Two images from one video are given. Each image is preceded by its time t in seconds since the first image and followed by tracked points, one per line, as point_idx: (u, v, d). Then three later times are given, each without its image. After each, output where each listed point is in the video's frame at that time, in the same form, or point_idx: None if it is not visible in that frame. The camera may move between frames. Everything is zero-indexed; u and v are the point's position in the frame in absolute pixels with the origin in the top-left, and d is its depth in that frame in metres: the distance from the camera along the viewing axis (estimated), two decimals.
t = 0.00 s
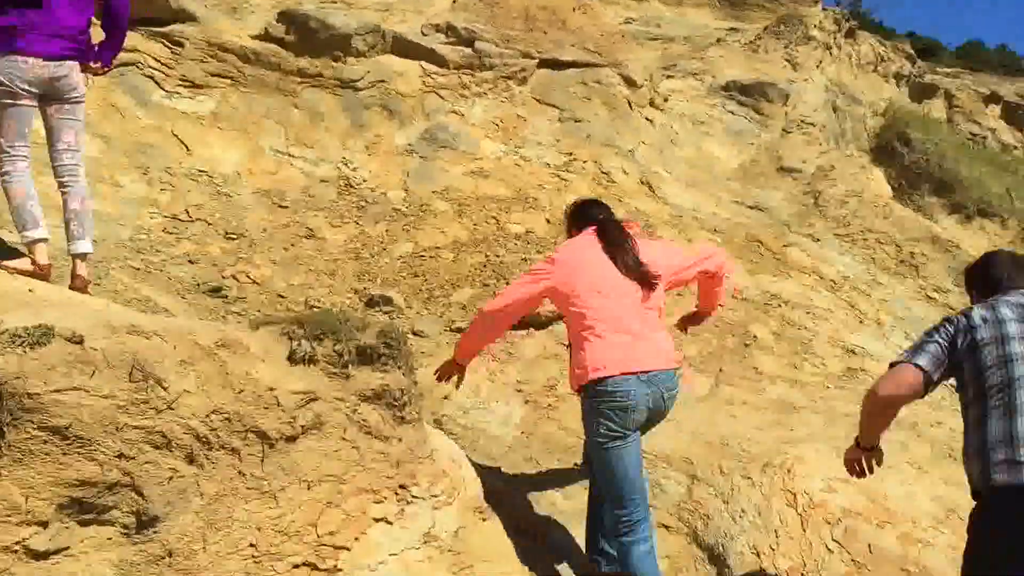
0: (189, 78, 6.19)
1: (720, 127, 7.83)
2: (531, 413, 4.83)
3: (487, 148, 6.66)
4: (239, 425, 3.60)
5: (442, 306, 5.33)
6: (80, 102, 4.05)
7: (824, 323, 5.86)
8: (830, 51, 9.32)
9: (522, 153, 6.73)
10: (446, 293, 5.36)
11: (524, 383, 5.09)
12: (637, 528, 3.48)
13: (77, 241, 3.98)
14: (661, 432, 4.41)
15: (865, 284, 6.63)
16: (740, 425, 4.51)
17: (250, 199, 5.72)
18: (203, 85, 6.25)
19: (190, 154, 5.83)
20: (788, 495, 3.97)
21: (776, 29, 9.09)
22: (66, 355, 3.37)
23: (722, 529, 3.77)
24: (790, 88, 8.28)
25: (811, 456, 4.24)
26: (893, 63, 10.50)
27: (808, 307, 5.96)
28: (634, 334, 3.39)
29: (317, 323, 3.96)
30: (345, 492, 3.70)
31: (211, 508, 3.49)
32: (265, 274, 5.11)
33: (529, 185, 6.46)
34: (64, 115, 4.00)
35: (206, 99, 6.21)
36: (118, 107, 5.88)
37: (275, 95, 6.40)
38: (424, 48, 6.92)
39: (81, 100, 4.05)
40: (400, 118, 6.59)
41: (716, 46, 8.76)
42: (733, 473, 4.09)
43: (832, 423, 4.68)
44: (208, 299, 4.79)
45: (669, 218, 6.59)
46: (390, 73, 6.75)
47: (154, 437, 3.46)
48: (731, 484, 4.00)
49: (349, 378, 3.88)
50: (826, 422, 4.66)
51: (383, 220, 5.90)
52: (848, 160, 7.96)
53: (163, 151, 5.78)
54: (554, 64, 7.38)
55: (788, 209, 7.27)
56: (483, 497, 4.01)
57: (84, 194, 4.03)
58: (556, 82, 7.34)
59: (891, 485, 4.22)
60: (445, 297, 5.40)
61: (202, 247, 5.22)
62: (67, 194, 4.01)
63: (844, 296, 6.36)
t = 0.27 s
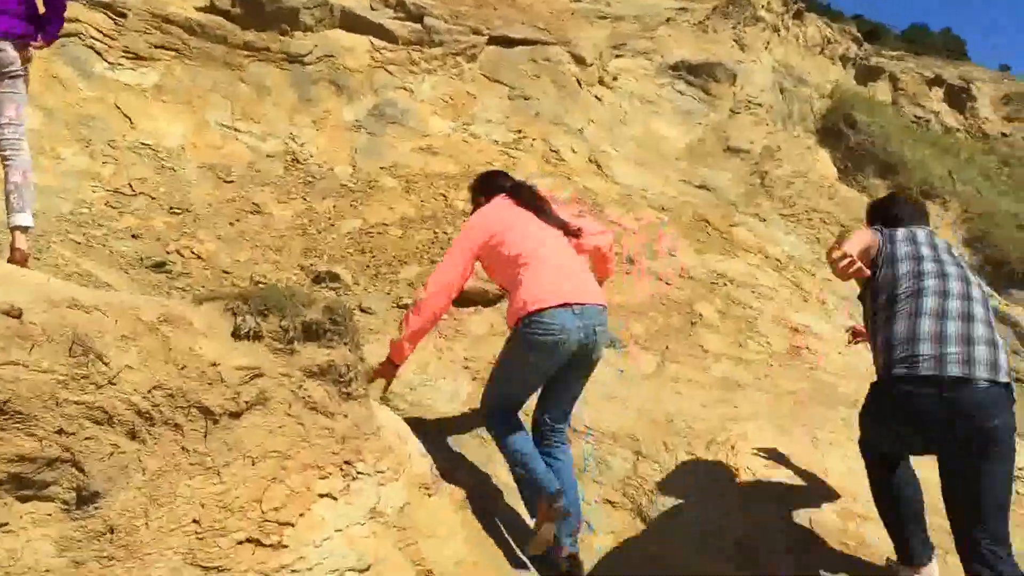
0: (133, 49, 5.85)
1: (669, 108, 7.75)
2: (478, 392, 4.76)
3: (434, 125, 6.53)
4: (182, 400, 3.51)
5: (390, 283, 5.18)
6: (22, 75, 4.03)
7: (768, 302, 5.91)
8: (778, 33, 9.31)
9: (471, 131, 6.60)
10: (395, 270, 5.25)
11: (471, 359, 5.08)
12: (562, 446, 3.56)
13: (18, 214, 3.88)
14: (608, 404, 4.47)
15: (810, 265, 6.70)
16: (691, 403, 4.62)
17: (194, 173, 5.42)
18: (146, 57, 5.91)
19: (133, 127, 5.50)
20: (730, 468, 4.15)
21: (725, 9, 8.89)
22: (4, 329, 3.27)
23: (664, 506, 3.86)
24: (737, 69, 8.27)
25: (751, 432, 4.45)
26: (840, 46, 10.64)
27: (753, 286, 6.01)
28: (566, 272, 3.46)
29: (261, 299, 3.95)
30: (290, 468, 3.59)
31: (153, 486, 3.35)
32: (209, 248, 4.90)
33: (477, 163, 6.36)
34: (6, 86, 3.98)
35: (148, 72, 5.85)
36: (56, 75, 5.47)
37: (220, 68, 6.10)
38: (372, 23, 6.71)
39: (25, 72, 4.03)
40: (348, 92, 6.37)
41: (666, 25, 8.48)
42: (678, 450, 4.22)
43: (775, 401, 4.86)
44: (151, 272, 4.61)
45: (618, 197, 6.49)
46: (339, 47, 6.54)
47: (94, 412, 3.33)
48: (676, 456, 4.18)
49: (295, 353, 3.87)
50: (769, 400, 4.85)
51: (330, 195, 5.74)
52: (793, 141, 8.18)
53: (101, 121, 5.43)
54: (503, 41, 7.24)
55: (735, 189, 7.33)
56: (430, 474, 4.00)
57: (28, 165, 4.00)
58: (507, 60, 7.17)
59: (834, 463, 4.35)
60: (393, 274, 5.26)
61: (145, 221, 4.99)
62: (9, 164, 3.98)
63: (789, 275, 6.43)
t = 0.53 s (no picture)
0: (104, 37, 5.62)
1: (639, 96, 7.76)
2: (445, 378, 4.71)
3: (404, 113, 6.50)
4: (151, 387, 3.53)
5: (358, 271, 5.37)
6: None
7: (736, 290, 5.94)
8: (746, 21, 9.27)
9: (441, 119, 6.59)
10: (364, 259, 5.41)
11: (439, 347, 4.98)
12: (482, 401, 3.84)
13: None
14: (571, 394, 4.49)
15: (779, 254, 6.73)
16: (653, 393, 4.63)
17: (166, 161, 5.34)
18: (118, 44, 5.69)
19: (104, 115, 5.34)
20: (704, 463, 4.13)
21: None
22: None
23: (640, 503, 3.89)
24: (706, 57, 8.24)
25: (724, 427, 4.42)
26: (810, 35, 10.69)
27: (718, 274, 6.02)
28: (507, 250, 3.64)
29: (231, 287, 3.95)
30: (257, 456, 3.57)
31: (121, 472, 3.33)
32: (180, 237, 4.91)
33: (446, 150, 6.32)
34: None
35: (120, 60, 5.64)
36: (31, 64, 5.26)
37: (192, 56, 5.89)
38: (342, 11, 6.62)
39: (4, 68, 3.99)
40: (318, 81, 6.30)
41: (636, 14, 8.49)
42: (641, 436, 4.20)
43: (745, 390, 4.84)
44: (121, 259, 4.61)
45: (586, 184, 6.53)
46: (309, 35, 6.40)
47: (64, 399, 3.36)
48: (649, 450, 4.16)
49: (264, 341, 3.86)
50: (739, 389, 4.84)
51: (300, 183, 5.75)
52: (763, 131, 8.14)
53: (75, 109, 5.26)
54: (474, 30, 7.21)
55: (705, 178, 7.39)
56: (398, 460, 3.96)
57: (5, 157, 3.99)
58: (477, 48, 7.15)
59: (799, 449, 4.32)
60: (361, 262, 5.46)
61: (115, 209, 4.91)
62: None
63: (757, 264, 6.42)
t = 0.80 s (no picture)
0: (99, 36, 5.64)
1: (630, 94, 7.81)
2: (437, 378, 4.68)
3: (396, 112, 6.50)
4: (143, 385, 3.54)
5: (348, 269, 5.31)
6: None
7: (728, 288, 5.83)
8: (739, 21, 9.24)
9: (433, 118, 6.59)
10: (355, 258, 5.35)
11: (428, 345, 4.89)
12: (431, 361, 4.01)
13: None
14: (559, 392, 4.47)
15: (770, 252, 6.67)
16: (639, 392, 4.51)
17: (159, 159, 5.36)
18: (112, 43, 5.71)
19: (99, 113, 5.35)
20: (692, 460, 4.00)
21: None
22: None
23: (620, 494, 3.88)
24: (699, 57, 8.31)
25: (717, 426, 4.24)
26: (801, 34, 10.65)
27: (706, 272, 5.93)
28: (440, 210, 3.89)
29: (224, 285, 3.94)
30: (249, 454, 3.57)
31: (114, 470, 3.34)
32: (173, 235, 4.91)
33: (437, 148, 6.30)
34: None
35: (115, 58, 5.68)
36: (26, 63, 5.24)
37: (185, 55, 5.94)
38: (335, 10, 6.65)
39: None
40: (310, 80, 6.33)
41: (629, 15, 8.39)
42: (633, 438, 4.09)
43: (738, 387, 4.68)
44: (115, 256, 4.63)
45: (578, 183, 6.50)
46: (304, 35, 6.45)
47: (57, 397, 3.37)
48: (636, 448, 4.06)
49: (256, 339, 3.86)
50: (732, 386, 4.68)
51: (292, 181, 5.78)
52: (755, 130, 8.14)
53: (71, 108, 5.26)
54: (465, 29, 7.26)
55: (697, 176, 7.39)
56: (389, 459, 3.92)
57: None
58: (470, 48, 7.17)
59: (791, 449, 4.14)
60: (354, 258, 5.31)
61: (109, 206, 4.92)
62: None
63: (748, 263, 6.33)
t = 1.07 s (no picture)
0: (113, 46, 5.71)
1: (643, 103, 8.00)
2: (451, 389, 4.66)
3: (410, 121, 6.50)
4: (157, 394, 3.49)
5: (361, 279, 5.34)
6: None
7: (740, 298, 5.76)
8: (752, 29, 9.71)
9: (446, 127, 6.60)
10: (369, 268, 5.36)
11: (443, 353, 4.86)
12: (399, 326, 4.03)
13: None
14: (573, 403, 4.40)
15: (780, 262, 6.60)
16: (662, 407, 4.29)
17: (173, 168, 5.43)
18: (126, 53, 5.77)
19: (113, 123, 5.46)
20: (705, 470, 3.94)
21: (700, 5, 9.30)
22: None
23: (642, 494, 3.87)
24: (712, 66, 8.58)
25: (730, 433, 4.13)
26: (815, 42, 11.08)
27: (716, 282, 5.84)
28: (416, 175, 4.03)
29: (237, 293, 3.91)
30: (262, 463, 3.57)
31: (129, 478, 3.32)
32: (187, 244, 4.94)
33: (451, 158, 6.33)
34: None
35: (129, 68, 5.74)
36: (41, 74, 5.38)
37: (199, 65, 5.98)
38: (348, 19, 6.68)
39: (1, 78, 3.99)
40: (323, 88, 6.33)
41: (642, 23, 8.81)
42: (652, 448, 4.02)
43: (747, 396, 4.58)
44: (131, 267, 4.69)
45: (591, 193, 6.52)
46: (317, 44, 6.47)
47: (72, 406, 3.32)
48: (648, 455, 3.99)
49: (269, 348, 3.86)
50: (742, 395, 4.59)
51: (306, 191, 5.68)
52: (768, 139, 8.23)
53: (84, 118, 5.37)
54: (479, 39, 7.27)
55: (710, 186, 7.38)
56: (403, 467, 3.88)
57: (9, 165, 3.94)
58: (482, 57, 7.18)
59: (806, 458, 4.02)
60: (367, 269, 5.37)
61: (123, 216, 4.98)
62: None
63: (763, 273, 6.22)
